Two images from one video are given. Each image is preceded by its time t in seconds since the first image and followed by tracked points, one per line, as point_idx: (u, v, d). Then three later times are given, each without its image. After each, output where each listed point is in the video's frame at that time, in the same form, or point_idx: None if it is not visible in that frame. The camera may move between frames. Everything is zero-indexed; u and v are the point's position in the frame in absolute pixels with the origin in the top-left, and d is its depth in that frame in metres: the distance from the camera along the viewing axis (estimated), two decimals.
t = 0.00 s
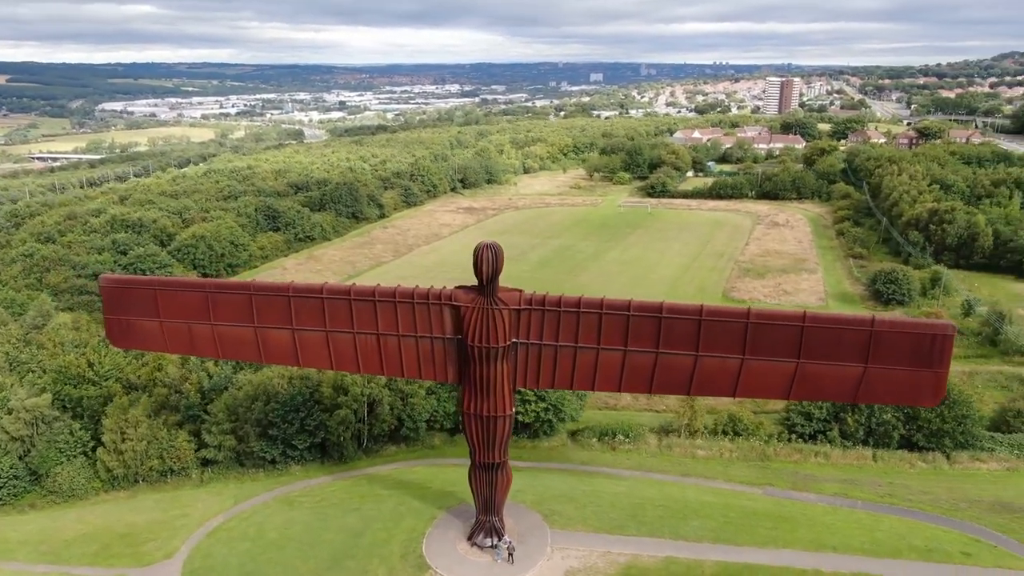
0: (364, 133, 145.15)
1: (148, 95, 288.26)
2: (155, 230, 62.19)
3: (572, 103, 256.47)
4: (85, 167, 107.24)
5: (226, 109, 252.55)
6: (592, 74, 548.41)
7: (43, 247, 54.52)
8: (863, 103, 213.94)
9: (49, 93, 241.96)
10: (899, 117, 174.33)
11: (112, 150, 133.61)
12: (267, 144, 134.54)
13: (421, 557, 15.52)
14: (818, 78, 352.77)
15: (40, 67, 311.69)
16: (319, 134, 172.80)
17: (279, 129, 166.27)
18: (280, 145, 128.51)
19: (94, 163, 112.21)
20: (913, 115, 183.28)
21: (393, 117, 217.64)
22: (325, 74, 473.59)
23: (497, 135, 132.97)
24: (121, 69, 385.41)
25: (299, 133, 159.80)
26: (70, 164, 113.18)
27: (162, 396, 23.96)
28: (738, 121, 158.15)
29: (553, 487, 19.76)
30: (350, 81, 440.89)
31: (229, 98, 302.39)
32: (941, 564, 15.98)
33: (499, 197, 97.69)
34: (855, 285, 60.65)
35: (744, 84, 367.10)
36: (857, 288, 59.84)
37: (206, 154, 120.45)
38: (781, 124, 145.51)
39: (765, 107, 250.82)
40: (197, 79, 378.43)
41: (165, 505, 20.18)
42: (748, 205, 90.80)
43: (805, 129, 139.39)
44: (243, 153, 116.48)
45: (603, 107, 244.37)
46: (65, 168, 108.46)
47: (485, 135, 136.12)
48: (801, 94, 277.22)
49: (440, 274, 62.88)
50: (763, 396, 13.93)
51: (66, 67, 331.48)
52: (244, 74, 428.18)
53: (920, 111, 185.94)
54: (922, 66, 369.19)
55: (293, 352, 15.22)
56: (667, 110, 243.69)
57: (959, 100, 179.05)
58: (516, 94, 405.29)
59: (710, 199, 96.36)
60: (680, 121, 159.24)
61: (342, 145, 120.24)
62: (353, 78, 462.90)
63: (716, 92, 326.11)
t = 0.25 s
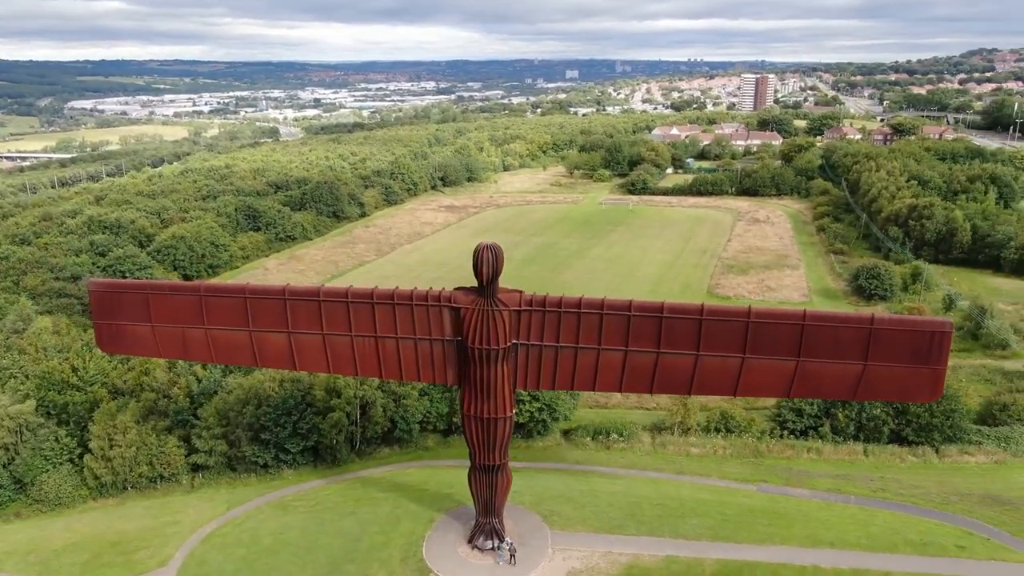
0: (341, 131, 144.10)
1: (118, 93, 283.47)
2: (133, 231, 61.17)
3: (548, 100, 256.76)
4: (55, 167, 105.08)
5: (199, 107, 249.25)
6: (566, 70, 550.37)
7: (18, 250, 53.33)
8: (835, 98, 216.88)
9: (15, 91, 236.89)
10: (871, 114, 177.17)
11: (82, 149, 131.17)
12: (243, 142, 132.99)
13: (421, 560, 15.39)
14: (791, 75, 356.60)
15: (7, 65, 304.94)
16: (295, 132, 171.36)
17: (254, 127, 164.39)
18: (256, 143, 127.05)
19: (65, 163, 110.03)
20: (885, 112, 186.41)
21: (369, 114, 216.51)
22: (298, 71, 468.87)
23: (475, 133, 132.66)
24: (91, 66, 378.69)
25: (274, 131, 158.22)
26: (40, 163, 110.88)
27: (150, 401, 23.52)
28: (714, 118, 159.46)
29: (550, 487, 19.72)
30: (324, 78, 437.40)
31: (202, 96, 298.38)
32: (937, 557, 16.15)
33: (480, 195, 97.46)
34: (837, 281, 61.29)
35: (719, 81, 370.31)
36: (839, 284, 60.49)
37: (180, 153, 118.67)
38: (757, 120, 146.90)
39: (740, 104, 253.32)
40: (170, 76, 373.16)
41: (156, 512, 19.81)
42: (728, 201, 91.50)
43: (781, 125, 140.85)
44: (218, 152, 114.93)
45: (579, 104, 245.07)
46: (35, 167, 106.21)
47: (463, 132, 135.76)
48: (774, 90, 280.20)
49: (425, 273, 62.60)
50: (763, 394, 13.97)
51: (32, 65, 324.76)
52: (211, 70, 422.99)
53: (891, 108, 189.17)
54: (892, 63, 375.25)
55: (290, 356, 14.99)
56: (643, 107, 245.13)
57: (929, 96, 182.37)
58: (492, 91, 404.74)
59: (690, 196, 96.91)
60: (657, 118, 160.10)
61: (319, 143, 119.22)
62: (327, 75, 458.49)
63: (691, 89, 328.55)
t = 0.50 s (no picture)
0: (314, 129, 142.75)
1: (83, 90, 277.80)
2: (107, 232, 59.98)
3: (521, 96, 256.68)
4: (20, 167, 102.60)
5: (167, 104, 245.45)
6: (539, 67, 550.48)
7: None
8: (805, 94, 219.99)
9: None
10: (840, 110, 179.99)
11: (48, 148, 128.28)
12: (214, 141, 131.09)
13: (422, 565, 15.25)
14: (761, 72, 360.79)
15: None
16: (267, 129, 169.45)
17: (226, 125, 162.17)
18: (228, 141, 125.36)
19: (31, 163, 107.51)
20: (854, 108, 189.56)
21: (341, 112, 214.87)
22: (268, 68, 462.84)
23: (451, 130, 132.17)
24: (55, 63, 370.61)
25: (246, 129, 156.26)
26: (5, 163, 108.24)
27: (135, 407, 23.02)
28: (689, 114, 160.79)
29: (547, 488, 19.68)
30: (295, 75, 432.27)
31: (171, 94, 293.58)
32: (932, 550, 16.36)
33: (459, 193, 97.12)
34: (817, 276, 62.04)
35: (691, 77, 373.34)
36: (819, 279, 61.22)
37: (150, 152, 116.59)
38: (731, 116, 148.37)
39: (712, 100, 255.73)
40: (137, 74, 366.31)
41: (145, 521, 19.41)
42: (705, 197, 92.22)
43: (754, 121, 142.43)
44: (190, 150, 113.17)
45: (553, 101, 245.42)
46: None
47: (439, 129, 135.24)
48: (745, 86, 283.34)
49: (407, 272, 62.23)
50: (764, 392, 14.00)
51: None
52: (179, 68, 416.69)
53: (859, 104, 192.42)
54: (861, 59, 381.51)
55: (286, 360, 14.71)
56: (616, 103, 246.26)
57: (897, 92, 185.67)
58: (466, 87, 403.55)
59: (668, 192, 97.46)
60: (631, 114, 160.84)
61: (293, 141, 117.94)
62: (297, 71, 452.95)
63: (663, 85, 330.86)
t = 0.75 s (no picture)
0: (290, 126, 141.40)
1: (49, 88, 272.31)
2: (83, 233, 58.89)
3: (496, 93, 256.43)
4: None
5: (137, 102, 241.51)
6: (514, 63, 550.32)
7: None
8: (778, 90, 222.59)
9: None
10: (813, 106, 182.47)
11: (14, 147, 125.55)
12: (187, 139, 129.27)
13: (423, 569, 15.12)
14: (735, 68, 364.14)
15: None
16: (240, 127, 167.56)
17: (198, 123, 159.99)
18: (202, 139, 123.67)
19: None
20: (826, 104, 192.35)
21: (315, 109, 213.19)
22: (240, 66, 456.67)
23: (428, 127, 131.62)
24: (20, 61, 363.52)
25: (219, 128, 154.45)
26: None
27: (123, 412, 22.56)
28: (665, 111, 161.82)
29: (544, 488, 19.64)
30: (267, 72, 426.96)
31: (140, 91, 288.96)
32: (927, 544, 16.56)
33: (439, 191, 96.69)
34: (798, 271, 62.66)
35: (665, 74, 375.74)
36: (801, 274, 61.86)
37: (122, 151, 114.67)
38: (707, 113, 149.48)
39: (687, 96, 257.55)
40: (102, 71, 360.08)
41: (136, 529, 19.06)
42: (685, 193, 92.79)
43: (730, 118, 143.76)
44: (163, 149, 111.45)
45: (528, 98, 245.42)
46: None
47: (416, 126, 134.68)
48: (719, 83, 285.96)
49: (391, 272, 61.86)
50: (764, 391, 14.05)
51: None
52: (148, 65, 410.60)
53: (832, 100, 195.22)
54: (833, 56, 386.63)
55: (283, 364, 14.52)
56: (591, 100, 246.84)
57: (867, 88, 188.67)
58: (440, 83, 401.66)
59: (647, 188, 97.79)
60: (608, 111, 161.34)
61: (268, 139, 116.70)
62: (270, 68, 447.21)
63: (637, 82, 332.95)
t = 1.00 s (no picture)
0: (261, 124, 139.55)
1: (9, 85, 265.46)
2: (55, 234, 57.55)
3: (468, 89, 255.88)
4: None
5: (100, 100, 236.69)
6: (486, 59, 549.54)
7: None
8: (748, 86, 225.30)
9: None
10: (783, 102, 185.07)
11: None
12: (156, 137, 126.86)
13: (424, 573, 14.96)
14: (705, 64, 367.81)
15: None
16: (208, 125, 164.97)
17: (166, 121, 157.21)
18: (171, 137, 121.50)
19: None
20: (795, 100, 195.29)
21: (285, 106, 210.73)
22: (208, 62, 449.91)
23: (402, 124, 130.87)
24: None
25: (187, 126, 151.90)
26: None
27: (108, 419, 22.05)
28: (639, 107, 162.84)
29: (540, 487, 19.58)
30: (235, 68, 421.22)
31: (104, 88, 282.99)
32: (922, 536, 16.77)
33: (416, 188, 96.19)
34: (777, 266, 63.33)
35: (637, 70, 378.05)
36: (780, 269, 62.51)
37: (89, 150, 112.21)
38: (680, 109, 150.78)
39: (658, 92, 259.48)
40: (64, 67, 351.88)
41: (126, 539, 18.61)
42: (662, 189, 93.37)
43: (704, 113, 145.19)
44: (131, 147, 109.27)
45: (501, 94, 245.50)
46: None
47: (390, 123, 133.78)
48: (690, 79, 288.71)
49: (372, 271, 61.44)
50: (764, 388, 14.11)
51: None
52: (113, 61, 402.35)
53: (801, 96, 198.23)
54: (802, 51, 392.23)
55: (279, 368, 14.27)
56: (564, 96, 247.59)
57: (836, 83, 191.88)
58: (412, 79, 399.42)
59: (625, 185, 97.80)
60: (582, 107, 161.81)
61: (240, 137, 115.08)
62: (236, 65, 441.72)
63: (609, 78, 334.56)
